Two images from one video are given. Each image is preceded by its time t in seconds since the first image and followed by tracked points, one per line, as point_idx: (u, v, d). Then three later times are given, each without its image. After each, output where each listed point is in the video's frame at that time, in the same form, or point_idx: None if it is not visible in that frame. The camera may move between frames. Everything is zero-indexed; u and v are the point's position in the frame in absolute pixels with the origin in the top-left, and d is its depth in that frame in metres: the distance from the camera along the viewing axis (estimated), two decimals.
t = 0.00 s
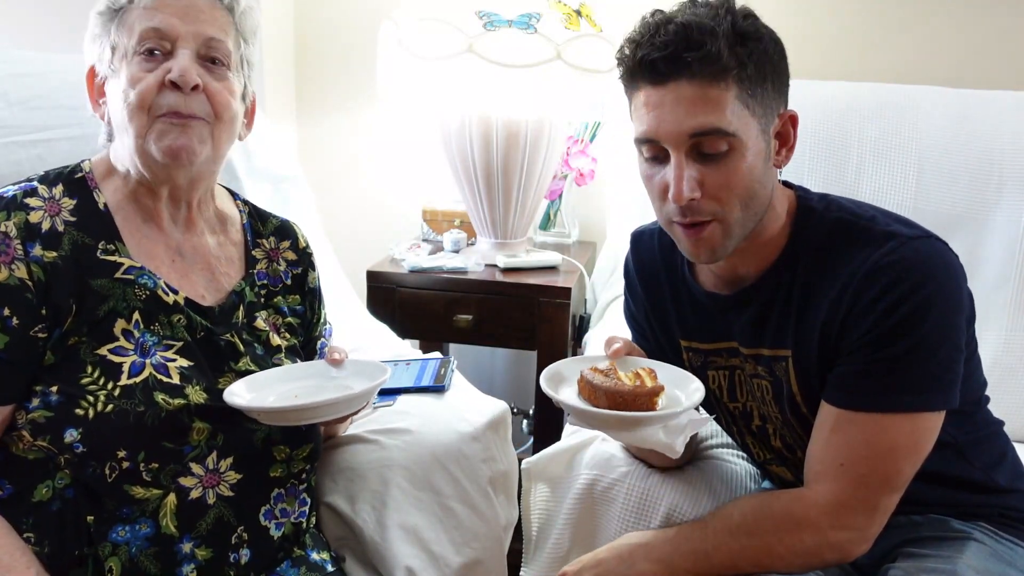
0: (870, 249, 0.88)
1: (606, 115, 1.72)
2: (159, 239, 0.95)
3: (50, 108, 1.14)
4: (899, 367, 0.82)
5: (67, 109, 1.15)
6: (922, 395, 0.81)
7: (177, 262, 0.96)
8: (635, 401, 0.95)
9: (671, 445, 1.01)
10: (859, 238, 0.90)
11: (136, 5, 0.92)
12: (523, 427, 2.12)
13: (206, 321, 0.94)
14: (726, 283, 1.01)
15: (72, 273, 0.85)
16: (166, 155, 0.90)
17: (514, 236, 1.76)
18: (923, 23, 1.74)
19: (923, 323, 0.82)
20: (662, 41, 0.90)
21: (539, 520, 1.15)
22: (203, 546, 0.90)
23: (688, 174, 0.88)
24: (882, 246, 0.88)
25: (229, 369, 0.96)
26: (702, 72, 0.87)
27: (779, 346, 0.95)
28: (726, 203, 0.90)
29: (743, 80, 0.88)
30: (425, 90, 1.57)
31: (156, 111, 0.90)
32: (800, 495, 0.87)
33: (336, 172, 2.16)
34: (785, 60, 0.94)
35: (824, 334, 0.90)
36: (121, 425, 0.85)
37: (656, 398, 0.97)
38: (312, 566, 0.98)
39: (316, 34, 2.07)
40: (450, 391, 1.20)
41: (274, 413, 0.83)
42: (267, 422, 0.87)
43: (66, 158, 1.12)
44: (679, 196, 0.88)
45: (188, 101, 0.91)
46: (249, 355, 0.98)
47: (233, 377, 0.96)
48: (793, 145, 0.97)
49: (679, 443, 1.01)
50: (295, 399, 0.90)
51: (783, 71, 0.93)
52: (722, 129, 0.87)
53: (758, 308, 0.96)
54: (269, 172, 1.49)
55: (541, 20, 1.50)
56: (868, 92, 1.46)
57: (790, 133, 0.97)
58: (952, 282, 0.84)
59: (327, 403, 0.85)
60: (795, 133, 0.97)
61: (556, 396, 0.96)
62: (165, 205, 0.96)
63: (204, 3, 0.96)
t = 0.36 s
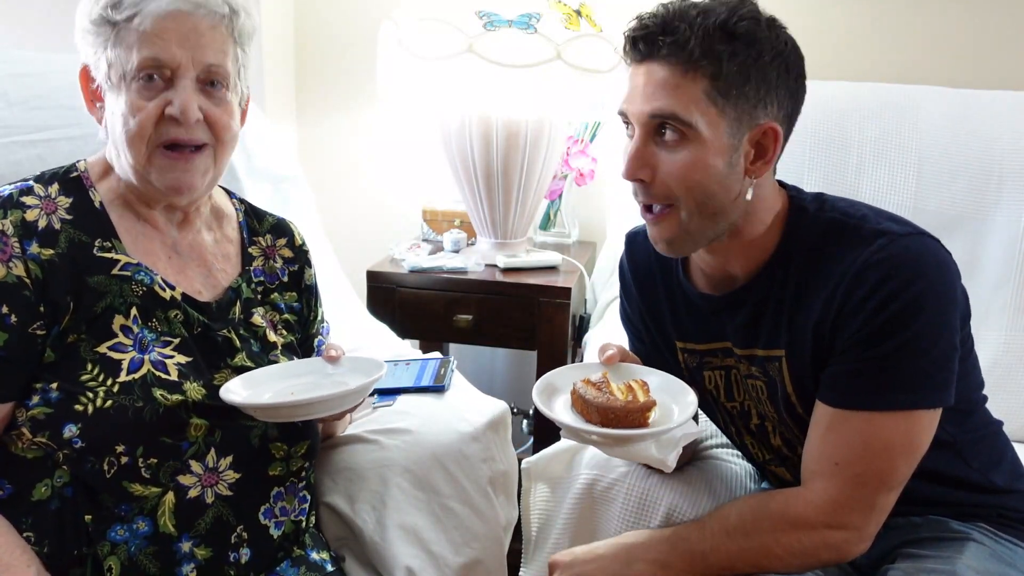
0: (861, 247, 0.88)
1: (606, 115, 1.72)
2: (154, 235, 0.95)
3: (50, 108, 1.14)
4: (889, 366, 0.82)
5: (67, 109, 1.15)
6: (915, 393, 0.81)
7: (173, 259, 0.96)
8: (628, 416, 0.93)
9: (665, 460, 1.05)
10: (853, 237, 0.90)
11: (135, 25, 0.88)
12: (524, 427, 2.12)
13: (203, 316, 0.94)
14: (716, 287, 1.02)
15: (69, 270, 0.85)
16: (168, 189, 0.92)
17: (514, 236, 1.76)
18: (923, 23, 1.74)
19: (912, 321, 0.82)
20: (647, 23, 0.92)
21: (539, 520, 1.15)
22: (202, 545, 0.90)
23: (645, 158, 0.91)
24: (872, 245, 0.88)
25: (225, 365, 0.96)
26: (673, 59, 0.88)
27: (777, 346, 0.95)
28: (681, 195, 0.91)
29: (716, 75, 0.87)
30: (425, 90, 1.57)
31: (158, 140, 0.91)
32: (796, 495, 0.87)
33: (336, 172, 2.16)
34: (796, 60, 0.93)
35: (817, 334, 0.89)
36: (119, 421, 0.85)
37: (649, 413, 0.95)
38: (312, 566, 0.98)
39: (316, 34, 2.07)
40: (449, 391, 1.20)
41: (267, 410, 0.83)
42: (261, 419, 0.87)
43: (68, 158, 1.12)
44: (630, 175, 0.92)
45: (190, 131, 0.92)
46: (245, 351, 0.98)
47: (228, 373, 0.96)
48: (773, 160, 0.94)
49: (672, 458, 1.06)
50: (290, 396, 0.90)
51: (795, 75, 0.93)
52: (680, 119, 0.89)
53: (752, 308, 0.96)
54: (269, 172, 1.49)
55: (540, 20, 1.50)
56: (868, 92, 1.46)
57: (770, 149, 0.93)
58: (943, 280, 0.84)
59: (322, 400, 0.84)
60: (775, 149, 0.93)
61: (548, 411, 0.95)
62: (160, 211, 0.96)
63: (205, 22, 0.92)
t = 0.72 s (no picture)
0: (859, 246, 0.89)
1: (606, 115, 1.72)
2: (155, 240, 0.94)
3: (50, 108, 1.14)
4: (888, 365, 0.82)
5: (67, 109, 1.15)
6: (915, 392, 0.81)
7: (173, 261, 0.96)
8: (630, 417, 0.93)
9: (666, 461, 1.06)
10: (852, 237, 0.90)
11: (162, 91, 0.82)
12: (524, 427, 2.11)
13: (203, 316, 0.94)
14: (716, 288, 1.02)
15: (69, 272, 0.85)
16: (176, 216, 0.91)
17: (514, 236, 1.76)
18: (923, 24, 1.74)
19: (912, 321, 0.82)
20: (662, 15, 0.92)
21: (539, 520, 1.15)
22: (202, 542, 0.90)
23: (668, 148, 0.89)
24: (870, 243, 0.88)
25: (224, 364, 0.96)
26: (693, 45, 0.88)
27: (776, 346, 0.95)
28: (706, 185, 0.90)
29: (735, 58, 0.88)
30: (424, 90, 1.57)
31: (170, 186, 0.88)
32: (796, 495, 0.87)
33: (336, 172, 2.16)
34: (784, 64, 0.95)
35: (816, 333, 0.89)
36: (120, 417, 0.85)
37: (650, 413, 0.95)
38: (312, 565, 0.97)
39: (316, 34, 2.07)
40: (449, 390, 1.20)
41: (267, 408, 0.83)
42: (261, 417, 0.87)
43: (65, 158, 1.12)
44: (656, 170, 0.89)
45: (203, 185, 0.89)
46: (244, 349, 0.98)
47: (227, 372, 0.96)
48: (783, 144, 0.96)
49: (674, 459, 1.07)
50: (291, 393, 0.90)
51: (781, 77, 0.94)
52: (708, 103, 0.88)
53: (753, 308, 0.96)
54: (269, 172, 1.49)
55: (541, 20, 1.50)
56: (869, 92, 1.46)
57: (781, 133, 0.95)
58: (942, 278, 0.84)
59: (323, 397, 0.85)
60: (785, 132, 0.95)
61: (551, 412, 0.95)
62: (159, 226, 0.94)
63: (230, 85, 0.86)
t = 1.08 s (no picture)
0: (858, 245, 0.89)
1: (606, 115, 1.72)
2: (158, 243, 0.95)
3: (50, 109, 1.14)
4: (887, 364, 0.82)
5: (67, 110, 1.16)
6: (913, 391, 0.80)
7: (176, 265, 0.96)
8: (625, 427, 0.93)
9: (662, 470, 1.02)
10: (851, 236, 0.90)
11: (187, 64, 0.85)
12: (523, 427, 2.11)
13: (206, 321, 0.94)
14: (718, 287, 1.01)
15: (72, 276, 0.85)
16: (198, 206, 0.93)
17: (515, 236, 1.76)
18: (922, 24, 1.74)
19: (911, 320, 0.82)
20: (682, 13, 0.95)
21: (539, 520, 1.15)
22: (203, 546, 0.90)
23: (700, 142, 0.91)
24: (869, 242, 0.88)
25: (226, 369, 0.96)
26: (719, 42, 0.92)
27: (775, 347, 0.95)
28: (735, 177, 0.91)
29: (752, 59, 0.94)
30: (425, 90, 1.57)
31: (191, 170, 0.90)
32: (795, 494, 0.87)
33: (337, 172, 2.16)
34: (773, 68, 0.98)
35: (815, 334, 0.89)
36: (122, 423, 0.86)
37: (647, 424, 0.94)
38: (312, 565, 0.97)
39: (316, 34, 2.07)
40: (449, 390, 1.20)
41: (268, 414, 0.83)
42: (262, 422, 0.87)
43: (65, 158, 1.12)
44: (693, 165, 0.90)
45: (222, 166, 0.92)
46: (245, 354, 0.99)
47: (229, 377, 0.97)
48: (787, 139, 1.02)
49: (669, 469, 1.02)
50: (292, 399, 0.90)
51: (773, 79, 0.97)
52: (735, 98, 0.91)
53: (753, 306, 0.96)
54: (269, 172, 1.49)
55: (541, 20, 1.49)
56: (869, 91, 1.46)
57: (785, 126, 1.01)
58: (941, 277, 0.84)
59: (324, 404, 0.84)
60: (789, 125, 1.01)
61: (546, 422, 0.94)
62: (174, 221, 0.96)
63: (251, 61, 0.90)
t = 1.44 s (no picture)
0: (858, 245, 0.89)
1: (606, 115, 1.72)
2: (161, 243, 0.95)
3: (51, 108, 1.14)
4: (888, 365, 0.82)
5: (67, 110, 1.16)
6: (914, 390, 0.81)
7: (177, 265, 0.96)
8: (629, 444, 0.92)
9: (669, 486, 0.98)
10: (852, 237, 0.90)
11: (207, 57, 0.87)
12: (523, 427, 2.11)
13: (207, 323, 0.94)
14: (720, 288, 1.01)
15: (74, 278, 0.85)
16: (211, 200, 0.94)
17: (515, 236, 1.76)
18: (923, 24, 1.74)
19: (913, 321, 0.82)
20: (674, 11, 0.96)
21: (539, 520, 1.15)
22: (204, 548, 0.90)
23: (700, 137, 0.91)
24: (870, 243, 0.88)
25: (228, 371, 0.96)
26: (712, 38, 0.93)
27: (776, 347, 0.95)
28: (736, 171, 0.91)
29: (745, 55, 0.94)
30: (425, 90, 1.57)
31: (208, 162, 0.92)
32: (795, 494, 0.87)
33: (337, 172, 2.16)
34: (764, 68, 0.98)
35: (819, 335, 0.89)
36: (123, 425, 0.85)
37: (652, 439, 0.94)
38: (312, 565, 0.97)
39: (316, 34, 2.07)
40: (450, 391, 1.20)
41: (271, 418, 0.83)
42: (265, 426, 0.87)
43: (65, 158, 1.12)
44: (693, 160, 0.89)
45: (237, 158, 0.93)
46: (247, 356, 0.98)
47: (230, 378, 0.96)
48: (783, 137, 1.02)
49: (677, 485, 0.99)
50: (291, 402, 0.90)
51: (767, 79, 0.98)
52: (731, 92, 0.92)
53: (753, 306, 0.96)
54: (269, 172, 1.49)
55: (541, 20, 1.49)
56: (869, 92, 1.46)
57: (781, 125, 1.01)
58: (942, 277, 0.84)
59: (328, 408, 0.84)
60: (785, 125, 1.01)
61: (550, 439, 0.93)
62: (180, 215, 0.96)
63: (264, 54, 0.93)
